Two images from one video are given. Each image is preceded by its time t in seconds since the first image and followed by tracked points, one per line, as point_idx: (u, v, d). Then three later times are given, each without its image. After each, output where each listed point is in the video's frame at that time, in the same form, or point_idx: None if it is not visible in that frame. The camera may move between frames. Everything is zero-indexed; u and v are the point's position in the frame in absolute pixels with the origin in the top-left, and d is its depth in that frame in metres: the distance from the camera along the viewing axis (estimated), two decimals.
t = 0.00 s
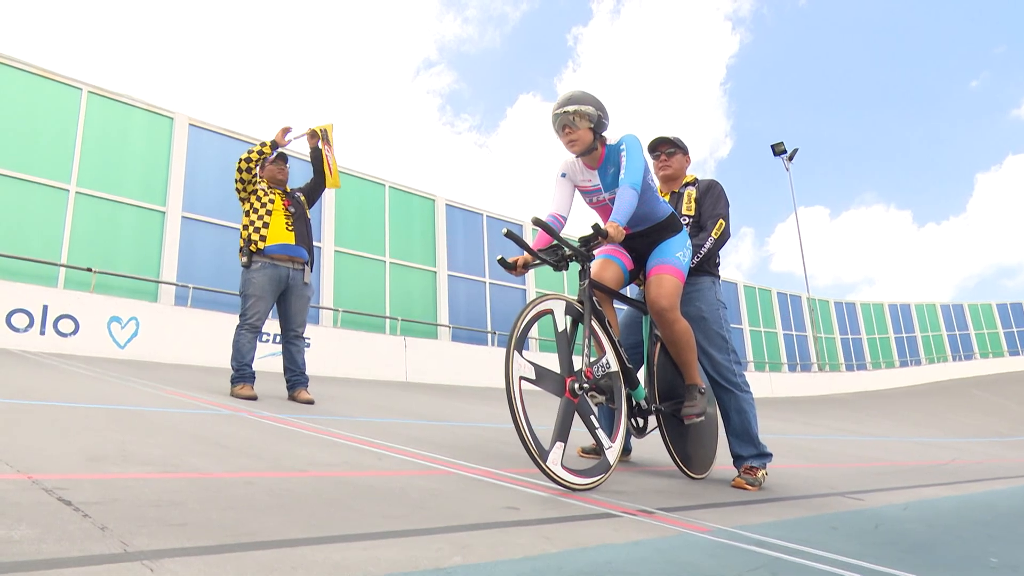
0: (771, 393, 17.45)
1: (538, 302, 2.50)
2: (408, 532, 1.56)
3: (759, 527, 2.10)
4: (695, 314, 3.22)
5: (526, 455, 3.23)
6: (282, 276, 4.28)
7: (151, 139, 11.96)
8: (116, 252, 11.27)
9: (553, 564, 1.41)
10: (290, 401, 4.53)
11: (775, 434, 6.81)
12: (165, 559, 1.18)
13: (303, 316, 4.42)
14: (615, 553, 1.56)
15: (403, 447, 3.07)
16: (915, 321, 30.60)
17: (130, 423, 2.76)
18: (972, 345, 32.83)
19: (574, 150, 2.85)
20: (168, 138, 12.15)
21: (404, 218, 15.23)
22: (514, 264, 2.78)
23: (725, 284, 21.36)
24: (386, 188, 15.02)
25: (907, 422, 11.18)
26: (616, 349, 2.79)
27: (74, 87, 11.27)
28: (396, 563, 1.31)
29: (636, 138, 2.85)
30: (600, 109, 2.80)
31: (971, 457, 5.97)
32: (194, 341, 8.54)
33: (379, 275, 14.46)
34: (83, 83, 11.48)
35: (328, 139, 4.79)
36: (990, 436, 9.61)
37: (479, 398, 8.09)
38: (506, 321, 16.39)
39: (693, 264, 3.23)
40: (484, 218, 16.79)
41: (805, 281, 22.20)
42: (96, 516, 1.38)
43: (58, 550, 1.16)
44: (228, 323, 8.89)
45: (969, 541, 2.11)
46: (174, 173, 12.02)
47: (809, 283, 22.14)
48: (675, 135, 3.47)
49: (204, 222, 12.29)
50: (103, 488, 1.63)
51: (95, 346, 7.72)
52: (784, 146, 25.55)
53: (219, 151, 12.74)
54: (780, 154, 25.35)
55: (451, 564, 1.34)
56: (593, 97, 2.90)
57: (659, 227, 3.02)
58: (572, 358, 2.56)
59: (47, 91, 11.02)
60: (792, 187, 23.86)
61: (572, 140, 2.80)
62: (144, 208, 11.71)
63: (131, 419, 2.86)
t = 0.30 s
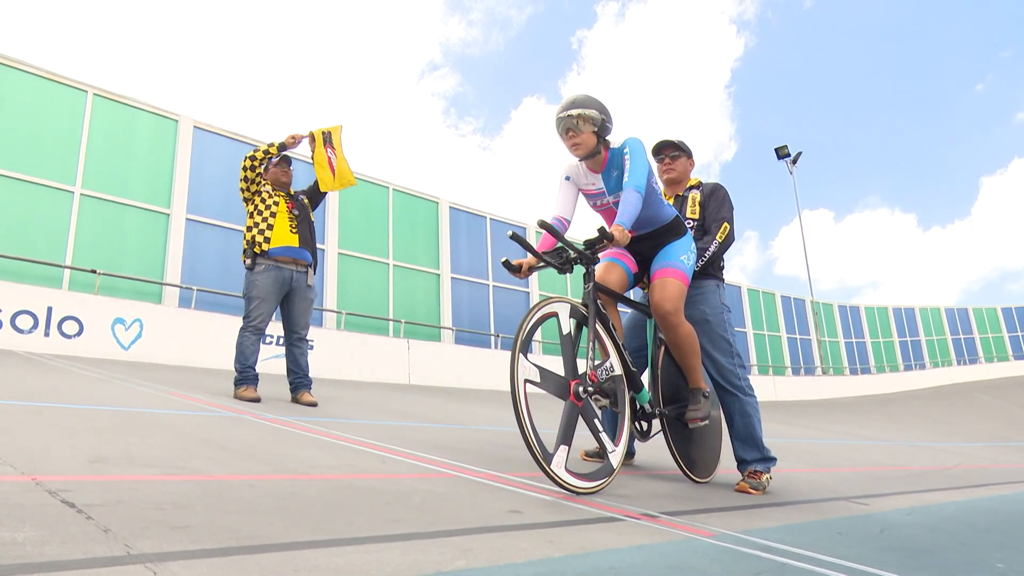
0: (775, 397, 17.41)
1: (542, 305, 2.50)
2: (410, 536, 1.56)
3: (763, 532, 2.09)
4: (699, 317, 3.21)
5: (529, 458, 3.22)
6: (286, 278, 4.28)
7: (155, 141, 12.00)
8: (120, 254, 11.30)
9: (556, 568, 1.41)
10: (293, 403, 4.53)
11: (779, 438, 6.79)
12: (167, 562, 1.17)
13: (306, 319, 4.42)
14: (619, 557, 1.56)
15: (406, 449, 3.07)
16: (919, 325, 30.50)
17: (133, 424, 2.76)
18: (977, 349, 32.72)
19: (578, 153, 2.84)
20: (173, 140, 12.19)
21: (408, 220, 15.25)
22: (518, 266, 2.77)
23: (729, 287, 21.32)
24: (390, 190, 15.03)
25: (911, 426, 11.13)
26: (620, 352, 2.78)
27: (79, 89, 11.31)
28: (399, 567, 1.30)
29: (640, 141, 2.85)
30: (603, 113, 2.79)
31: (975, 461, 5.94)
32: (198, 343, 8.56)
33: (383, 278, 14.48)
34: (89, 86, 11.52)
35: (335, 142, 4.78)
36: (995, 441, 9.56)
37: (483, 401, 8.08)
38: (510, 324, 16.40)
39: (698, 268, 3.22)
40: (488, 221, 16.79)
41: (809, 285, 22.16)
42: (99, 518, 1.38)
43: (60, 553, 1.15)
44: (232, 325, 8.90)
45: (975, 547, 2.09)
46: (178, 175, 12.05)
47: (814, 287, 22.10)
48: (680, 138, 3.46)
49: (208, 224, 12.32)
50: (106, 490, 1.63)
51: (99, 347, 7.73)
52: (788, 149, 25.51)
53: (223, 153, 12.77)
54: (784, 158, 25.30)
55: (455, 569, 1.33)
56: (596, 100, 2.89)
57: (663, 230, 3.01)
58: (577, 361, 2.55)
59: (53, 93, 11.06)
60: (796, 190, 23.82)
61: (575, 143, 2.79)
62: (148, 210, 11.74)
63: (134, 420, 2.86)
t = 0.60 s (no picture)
0: (778, 399, 17.37)
1: (546, 307, 2.50)
2: (413, 537, 1.55)
3: (767, 534, 2.08)
4: (702, 318, 3.20)
5: (533, 460, 3.22)
6: (289, 280, 4.29)
7: (159, 143, 12.03)
8: (124, 255, 11.33)
9: (560, 570, 1.40)
10: (297, 405, 4.53)
11: (783, 439, 6.77)
12: (172, 563, 1.17)
13: (310, 320, 4.43)
14: (623, 559, 1.55)
15: (410, 451, 3.06)
16: (923, 326, 30.40)
17: (137, 426, 2.76)
18: (981, 350, 32.61)
19: (580, 156, 2.84)
20: (177, 142, 12.22)
21: (410, 222, 15.25)
22: (522, 268, 2.77)
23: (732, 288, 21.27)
24: (393, 192, 15.04)
25: (915, 428, 11.09)
26: (624, 353, 2.78)
27: (83, 91, 11.34)
28: (402, 568, 1.30)
29: (643, 143, 2.84)
30: (605, 116, 2.79)
31: (981, 463, 5.92)
32: (201, 344, 8.58)
33: (386, 279, 14.49)
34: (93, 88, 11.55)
35: (339, 143, 4.82)
36: (1000, 442, 9.52)
37: (486, 402, 8.07)
38: (512, 325, 16.39)
39: (701, 269, 3.21)
40: (491, 222, 16.78)
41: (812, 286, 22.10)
42: (103, 519, 1.38)
43: (64, 554, 1.16)
44: (235, 326, 8.91)
45: (980, 549, 2.08)
46: (181, 177, 12.08)
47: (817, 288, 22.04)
48: (684, 139, 3.46)
49: (212, 225, 12.35)
50: (110, 491, 1.63)
51: (103, 348, 7.75)
52: (791, 150, 25.45)
53: (227, 155, 12.80)
54: (787, 159, 25.26)
55: (458, 570, 1.33)
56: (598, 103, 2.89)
57: (667, 232, 3.01)
58: (580, 363, 2.55)
59: (57, 95, 11.09)
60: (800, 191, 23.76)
61: (577, 146, 2.79)
62: (152, 211, 11.77)
63: (138, 422, 2.86)
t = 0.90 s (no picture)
0: (780, 399, 17.35)
1: (549, 307, 2.49)
2: (414, 536, 1.55)
3: (769, 535, 2.07)
4: (704, 319, 3.20)
5: (535, 460, 3.22)
6: (291, 279, 4.29)
7: (163, 142, 12.06)
8: (127, 254, 11.36)
9: (562, 570, 1.40)
10: (299, 404, 4.54)
11: (785, 441, 6.76)
12: (174, 561, 1.17)
13: (312, 320, 4.43)
14: (625, 559, 1.55)
15: (412, 450, 3.06)
16: (926, 327, 30.32)
17: (140, 424, 2.76)
18: (983, 352, 32.54)
19: (583, 156, 2.83)
20: (180, 141, 12.24)
21: (413, 221, 15.26)
22: (524, 268, 2.77)
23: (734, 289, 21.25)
24: (396, 191, 15.05)
25: (918, 429, 11.06)
26: (626, 353, 2.77)
27: (87, 90, 11.36)
28: (404, 568, 1.29)
29: (645, 143, 2.84)
30: (609, 116, 2.79)
31: (983, 465, 5.90)
32: (204, 343, 8.59)
33: (389, 278, 14.50)
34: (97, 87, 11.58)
35: (334, 132, 4.83)
36: (1003, 444, 9.49)
37: (488, 402, 8.07)
38: (515, 325, 16.40)
39: (703, 269, 3.21)
40: (494, 222, 16.79)
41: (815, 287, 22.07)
42: (106, 517, 1.38)
43: (67, 551, 1.16)
44: (238, 325, 8.92)
45: (983, 551, 2.07)
46: (185, 176, 12.11)
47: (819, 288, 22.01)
48: (686, 140, 3.46)
49: (215, 225, 12.37)
50: (112, 489, 1.63)
51: (106, 347, 7.76)
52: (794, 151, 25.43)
53: (230, 154, 12.82)
54: (791, 159, 25.24)
55: (460, 569, 1.32)
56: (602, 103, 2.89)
57: (669, 231, 3.00)
58: (582, 362, 2.54)
59: (61, 94, 11.12)
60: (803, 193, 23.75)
61: (581, 146, 2.79)
62: (155, 210, 11.79)
63: (141, 420, 2.87)
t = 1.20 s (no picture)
0: (779, 401, 17.36)
1: (547, 307, 2.49)
2: (412, 536, 1.56)
3: (766, 536, 2.08)
4: (703, 320, 3.20)
5: (532, 460, 3.22)
6: (290, 278, 4.29)
7: (163, 140, 12.05)
8: (126, 252, 11.36)
9: (558, 570, 1.40)
10: (298, 403, 4.54)
11: (783, 442, 6.77)
12: (170, 560, 1.17)
13: (310, 319, 4.43)
14: (622, 560, 1.55)
15: (410, 450, 3.06)
16: (925, 330, 30.34)
17: (137, 423, 2.76)
18: (982, 354, 32.56)
19: (583, 157, 2.84)
20: (180, 139, 12.24)
21: (413, 221, 15.26)
22: (522, 268, 2.77)
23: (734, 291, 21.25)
24: (396, 191, 15.05)
25: (917, 432, 11.07)
26: (624, 354, 2.77)
27: (87, 88, 11.36)
28: (401, 568, 1.30)
29: (644, 144, 2.84)
30: (608, 116, 2.79)
31: (980, 467, 5.92)
32: (203, 342, 8.59)
33: (388, 278, 14.50)
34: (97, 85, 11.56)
35: (334, 129, 4.80)
36: (1001, 446, 9.49)
37: (486, 402, 8.07)
38: (514, 325, 16.40)
39: (702, 270, 3.21)
40: (494, 223, 16.79)
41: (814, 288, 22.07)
42: (102, 516, 1.38)
43: (62, 551, 1.16)
44: (237, 324, 8.92)
45: (980, 553, 2.07)
46: (184, 174, 12.11)
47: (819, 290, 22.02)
48: (686, 141, 3.46)
49: (214, 223, 12.36)
50: (110, 488, 1.63)
51: (105, 345, 7.76)
52: (795, 152, 25.46)
53: (230, 152, 12.82)
54: (790, 161, 25.26)
55: (457, 569, 1.33)
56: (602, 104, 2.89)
57: (667, 233, 3.00)
58: (580, 363, 2.54)
59: (60, 92, 11.11)
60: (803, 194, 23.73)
61: (581, 147, 2.79)
62: (155, 209, 11.79)
63: (139, 419, 2.87)
